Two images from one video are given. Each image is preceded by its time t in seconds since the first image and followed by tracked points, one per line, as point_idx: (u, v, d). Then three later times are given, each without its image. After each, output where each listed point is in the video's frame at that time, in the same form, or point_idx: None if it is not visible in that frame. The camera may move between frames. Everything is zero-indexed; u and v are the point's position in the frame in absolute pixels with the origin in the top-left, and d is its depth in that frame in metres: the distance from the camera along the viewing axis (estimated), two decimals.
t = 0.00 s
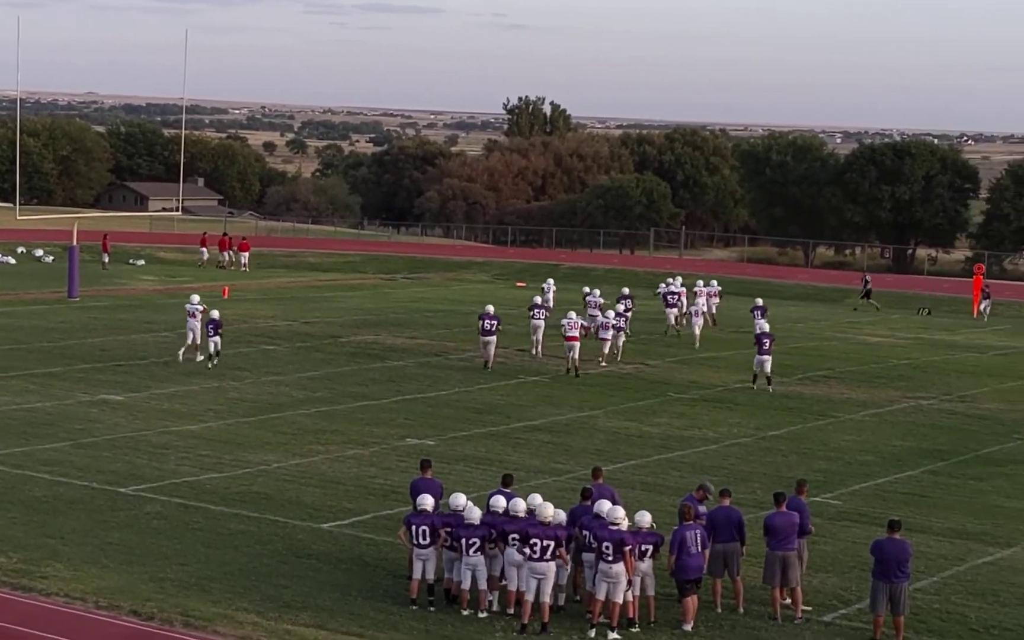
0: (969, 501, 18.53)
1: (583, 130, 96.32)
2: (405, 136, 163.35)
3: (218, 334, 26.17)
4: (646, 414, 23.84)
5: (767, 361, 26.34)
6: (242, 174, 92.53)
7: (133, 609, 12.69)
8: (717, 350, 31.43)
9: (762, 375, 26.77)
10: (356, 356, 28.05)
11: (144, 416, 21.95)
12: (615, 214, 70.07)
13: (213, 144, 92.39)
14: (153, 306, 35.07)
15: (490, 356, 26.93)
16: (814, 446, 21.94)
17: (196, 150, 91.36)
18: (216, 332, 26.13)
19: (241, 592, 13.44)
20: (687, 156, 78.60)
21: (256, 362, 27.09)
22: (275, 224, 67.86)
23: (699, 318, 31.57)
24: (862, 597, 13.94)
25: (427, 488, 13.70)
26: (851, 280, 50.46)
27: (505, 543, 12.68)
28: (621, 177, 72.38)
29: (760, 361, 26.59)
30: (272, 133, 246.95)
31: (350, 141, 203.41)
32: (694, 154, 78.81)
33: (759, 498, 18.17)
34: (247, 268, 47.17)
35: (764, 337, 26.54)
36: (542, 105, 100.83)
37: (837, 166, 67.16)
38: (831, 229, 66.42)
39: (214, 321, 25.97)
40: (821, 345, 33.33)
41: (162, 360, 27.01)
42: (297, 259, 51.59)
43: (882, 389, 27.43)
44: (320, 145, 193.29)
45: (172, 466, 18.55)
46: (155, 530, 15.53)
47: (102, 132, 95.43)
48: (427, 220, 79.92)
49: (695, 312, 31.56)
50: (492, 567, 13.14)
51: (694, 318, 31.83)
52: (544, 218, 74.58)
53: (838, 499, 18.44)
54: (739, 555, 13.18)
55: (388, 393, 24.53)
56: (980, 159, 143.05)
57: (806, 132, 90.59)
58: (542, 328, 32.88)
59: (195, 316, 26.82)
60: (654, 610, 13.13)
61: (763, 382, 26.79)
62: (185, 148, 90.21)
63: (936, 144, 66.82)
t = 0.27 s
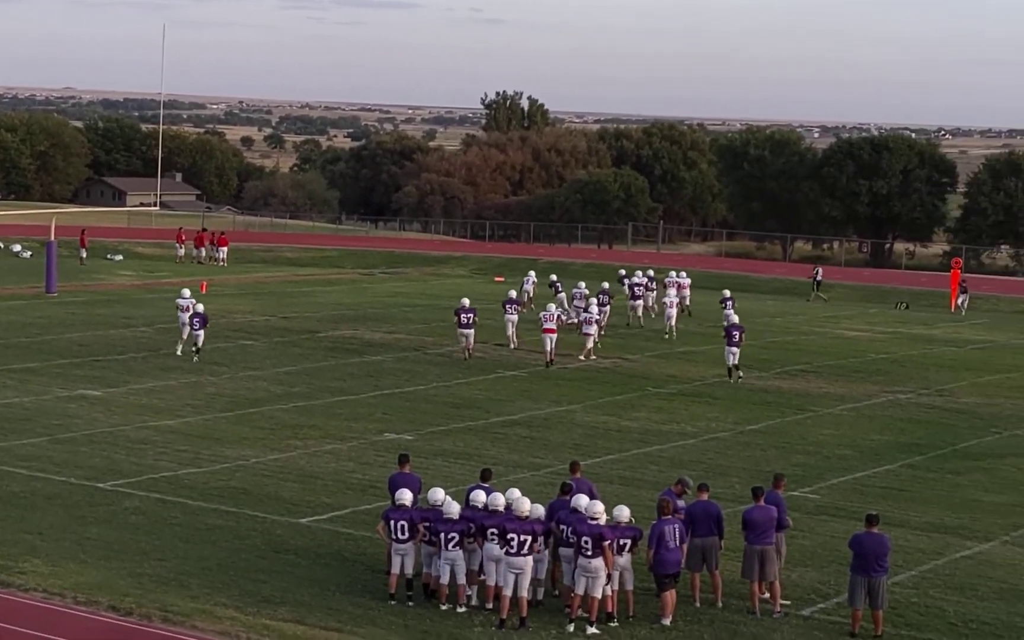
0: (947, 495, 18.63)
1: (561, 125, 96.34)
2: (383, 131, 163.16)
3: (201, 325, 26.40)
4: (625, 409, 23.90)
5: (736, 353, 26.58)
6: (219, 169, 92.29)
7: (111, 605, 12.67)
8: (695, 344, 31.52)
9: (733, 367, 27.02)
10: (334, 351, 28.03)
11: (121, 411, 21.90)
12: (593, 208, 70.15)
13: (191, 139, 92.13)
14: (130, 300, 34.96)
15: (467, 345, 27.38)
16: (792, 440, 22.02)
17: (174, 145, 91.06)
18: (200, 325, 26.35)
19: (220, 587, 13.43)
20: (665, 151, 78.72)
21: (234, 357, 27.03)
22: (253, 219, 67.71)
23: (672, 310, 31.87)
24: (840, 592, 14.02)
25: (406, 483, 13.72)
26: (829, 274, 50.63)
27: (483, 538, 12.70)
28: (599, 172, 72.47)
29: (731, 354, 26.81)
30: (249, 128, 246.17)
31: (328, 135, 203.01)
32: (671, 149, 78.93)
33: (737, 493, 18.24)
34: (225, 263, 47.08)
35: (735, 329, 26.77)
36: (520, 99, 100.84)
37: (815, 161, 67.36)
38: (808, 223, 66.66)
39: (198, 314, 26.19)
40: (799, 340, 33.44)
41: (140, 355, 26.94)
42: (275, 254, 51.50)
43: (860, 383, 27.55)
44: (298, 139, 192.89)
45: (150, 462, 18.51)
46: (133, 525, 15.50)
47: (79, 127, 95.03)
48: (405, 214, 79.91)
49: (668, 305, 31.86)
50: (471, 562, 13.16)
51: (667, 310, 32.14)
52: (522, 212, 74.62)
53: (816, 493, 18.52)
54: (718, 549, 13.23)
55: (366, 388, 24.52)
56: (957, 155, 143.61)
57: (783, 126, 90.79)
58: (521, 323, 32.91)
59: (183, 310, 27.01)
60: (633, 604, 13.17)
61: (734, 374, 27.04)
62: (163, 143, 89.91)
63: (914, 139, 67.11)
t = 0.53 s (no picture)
0: (913, 496, 18.79)
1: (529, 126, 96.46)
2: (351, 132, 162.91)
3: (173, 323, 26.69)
4: (592, 409, 23.98)
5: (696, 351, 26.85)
6: (187, 170, 91.93)
7: (79, 606, 12.64)
8: (663, 345, 31.65)
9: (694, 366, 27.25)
10: (302, 352, 28.00)
11: (88, 412, 21.83)
12: (560, 209, 70.28)
13: (158, 140, 91.76)
14: (98, 302, 34.81)
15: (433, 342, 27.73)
16: (759, 440, 22.16)
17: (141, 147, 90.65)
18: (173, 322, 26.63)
19: (187, 588, 13.42)
20: (632, 152, 78.93)
21: (202, 358, 26.96)
22: (221, 220, 67.49)
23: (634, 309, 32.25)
24: (806, 592, 14.13)
25: (373, 484, 13.75)
26: (796, 275, 50.89)
27: (451, 539, 12.74)
28: (566, 172, 72.62)
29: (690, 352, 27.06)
30: (216, 129, 245.23)
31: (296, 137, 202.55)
32: (639, 150, 79.15)
33: (704, 493, 18.34)
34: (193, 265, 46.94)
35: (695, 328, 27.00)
36: (488, 100, 100.89)
37: (782, 161, 67.70)
38: (776, 224, 67.05)
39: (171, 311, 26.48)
40: (766, 340, 33.62)
41: (107, 357, 26.85)
42: (242, 255, 51.35)
43: (827, 384, 27.72)
44: (265, 141, 192.35)
45: (117, 463, 18.46)
46: (100, 527, 15.46)
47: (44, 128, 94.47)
48: (372, 215, 79.87)
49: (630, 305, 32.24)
50: (438, 562, 13.20)
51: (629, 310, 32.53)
52: (490, 213, 74.68)
53: (783, 494, 18.64)
54: (685, 550, 13.31)
55: (334, 389, 24.50)
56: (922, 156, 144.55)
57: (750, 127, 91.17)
58: (489, 324, 32.96)
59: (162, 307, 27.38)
60: (600, 605, 13.24)
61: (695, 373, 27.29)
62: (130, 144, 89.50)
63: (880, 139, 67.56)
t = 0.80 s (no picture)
0: (907, 495, 18.83)
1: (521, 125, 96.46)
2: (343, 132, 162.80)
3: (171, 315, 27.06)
4: (584, 408, 24.00)
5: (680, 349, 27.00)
6: (179, 170, 91.83)
7: (72, 605, 12.63)
8: (655, 344, 31.68)
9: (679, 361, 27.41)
10: (294, 351, 27.99)
11: (81, 411, 21.82)
12: (552, 208, 70.30)
13: (151, 140, 91.69)
14: (90, 301, 34.80)
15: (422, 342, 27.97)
16: (752, 439, 22.19)
17: (133, 147, 90.54)
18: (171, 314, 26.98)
19: (180, 587, 13.42)
20: (624, 151, 78.97)
21: (195, 358, 26.96)
22: (213, 220, 67.43)
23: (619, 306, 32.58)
24: (799, 591, 14.15)
25: (365, 482, 13.76)
26: (788, 273, 50.94)
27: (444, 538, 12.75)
28: (558, 171, 72.64)
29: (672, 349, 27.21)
30: (208, 128, 244.96)
31: (288, 136, 202.41)
32: (631, 149, 79.18)
33: (697, 492, 18.37)
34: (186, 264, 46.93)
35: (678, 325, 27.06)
36: (479, 99, 100.87)
37: (774, 160, 67.72)
38: (768, 222, 67.06)
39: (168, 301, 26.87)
40: (758, 339, 33.65)
41: (100, 356, 26.83)
42: (235, 254, 51.32)
43: (820, 382, 27.76)
44: (257, 141, 192.15)
45: (110, 462, 18.45)
46: (93, 526, 15.45)
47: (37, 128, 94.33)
48: (364, 215, 79.88)
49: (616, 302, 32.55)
50: (431, 561, 13.21)
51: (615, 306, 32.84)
52: (482, 212, 74.69)
53: (776, 493, 18.67)
54: (677, 549, 13.33)
55: (325, 388, 24.50)
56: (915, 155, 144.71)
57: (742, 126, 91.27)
58: (481, 323, 32.97)
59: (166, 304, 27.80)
60: (593, 604, 13.25)
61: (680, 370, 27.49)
62: (122, 144, 89.41)
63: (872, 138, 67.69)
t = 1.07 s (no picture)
0: (874, 499, 19.00)
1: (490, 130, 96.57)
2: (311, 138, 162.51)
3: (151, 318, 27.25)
4: (554, 412, 24.09)
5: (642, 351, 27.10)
6: (148, 175, 91.49)
7: (41, 610, 12.61)
8: (623, 348, 31.81)
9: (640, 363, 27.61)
10: (263, 356, 27.96)
11: (50, 416, 21.75)
12: (520, 212, 70.43)
13: (119, 145, 91.33)
14: (58, 306, 34.66)
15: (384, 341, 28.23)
16: (720, 444, 22.33)
17: (102, 151, 90.15)
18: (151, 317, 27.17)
19: (148, 592, 13.41)
20: (593, 155, 79.17)
21: (163, 362, 26.90)
22: (181, 225, 67.20)
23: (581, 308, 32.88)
24: (768, 596, 14.26)
25: (334, 487, 13.78)
26: (756, 278, 51.19)
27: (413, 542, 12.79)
28: (528, 175, 72.77)
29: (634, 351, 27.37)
30: (176, 134, 244.10)
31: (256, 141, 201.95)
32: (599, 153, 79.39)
33: (666, 496, 18.48)
34: (155, 269, 46.77)
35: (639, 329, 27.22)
36: (448, 104, 100.92)
37: (742, 163, 67.98)
38: (737, 226, 67.33)
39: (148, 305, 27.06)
40: (726, 343, 33.83)
41: (68, 361, 26.73)
42: (203, 259, 51.18)
43: (788, 387, 27.93)
44: (225, 145, 191.54)
45: (79, 467, 18.41)
46: (62, 530, 15.41)
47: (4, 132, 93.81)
48: (333, 219, 79.84)
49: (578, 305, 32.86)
50: (399, 566, 13.25)
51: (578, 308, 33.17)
52: (450, 217, 74.76)
53: (745, 497, 18.80)
54: (646, 553, 13.42)
55: (294, 393, 24.49)
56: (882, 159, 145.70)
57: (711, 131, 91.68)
58: (451, 328, 33.02)
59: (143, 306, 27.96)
60: (562, 608, 13.32)
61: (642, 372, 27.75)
62: (90, 148, 89.02)
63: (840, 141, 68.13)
